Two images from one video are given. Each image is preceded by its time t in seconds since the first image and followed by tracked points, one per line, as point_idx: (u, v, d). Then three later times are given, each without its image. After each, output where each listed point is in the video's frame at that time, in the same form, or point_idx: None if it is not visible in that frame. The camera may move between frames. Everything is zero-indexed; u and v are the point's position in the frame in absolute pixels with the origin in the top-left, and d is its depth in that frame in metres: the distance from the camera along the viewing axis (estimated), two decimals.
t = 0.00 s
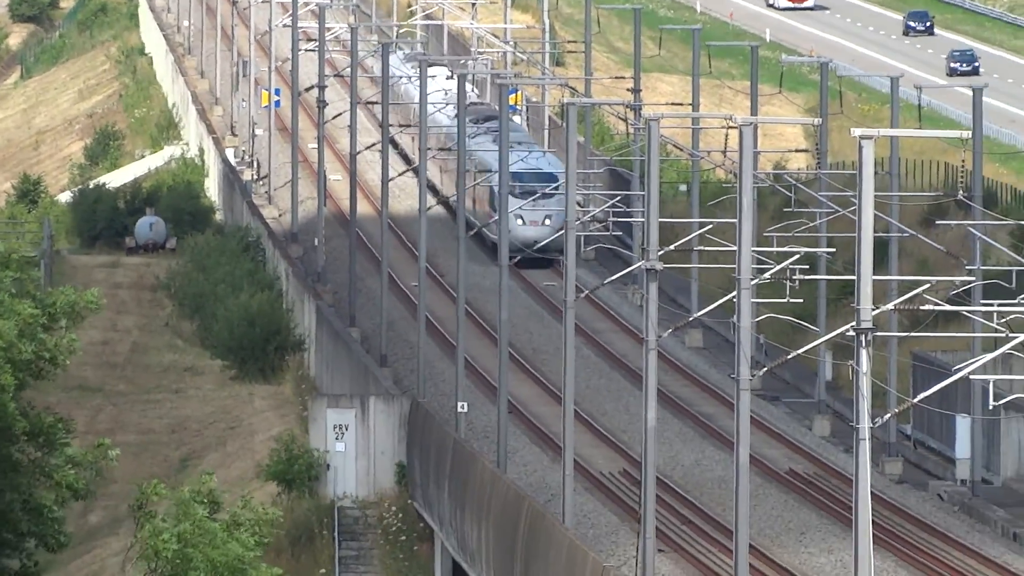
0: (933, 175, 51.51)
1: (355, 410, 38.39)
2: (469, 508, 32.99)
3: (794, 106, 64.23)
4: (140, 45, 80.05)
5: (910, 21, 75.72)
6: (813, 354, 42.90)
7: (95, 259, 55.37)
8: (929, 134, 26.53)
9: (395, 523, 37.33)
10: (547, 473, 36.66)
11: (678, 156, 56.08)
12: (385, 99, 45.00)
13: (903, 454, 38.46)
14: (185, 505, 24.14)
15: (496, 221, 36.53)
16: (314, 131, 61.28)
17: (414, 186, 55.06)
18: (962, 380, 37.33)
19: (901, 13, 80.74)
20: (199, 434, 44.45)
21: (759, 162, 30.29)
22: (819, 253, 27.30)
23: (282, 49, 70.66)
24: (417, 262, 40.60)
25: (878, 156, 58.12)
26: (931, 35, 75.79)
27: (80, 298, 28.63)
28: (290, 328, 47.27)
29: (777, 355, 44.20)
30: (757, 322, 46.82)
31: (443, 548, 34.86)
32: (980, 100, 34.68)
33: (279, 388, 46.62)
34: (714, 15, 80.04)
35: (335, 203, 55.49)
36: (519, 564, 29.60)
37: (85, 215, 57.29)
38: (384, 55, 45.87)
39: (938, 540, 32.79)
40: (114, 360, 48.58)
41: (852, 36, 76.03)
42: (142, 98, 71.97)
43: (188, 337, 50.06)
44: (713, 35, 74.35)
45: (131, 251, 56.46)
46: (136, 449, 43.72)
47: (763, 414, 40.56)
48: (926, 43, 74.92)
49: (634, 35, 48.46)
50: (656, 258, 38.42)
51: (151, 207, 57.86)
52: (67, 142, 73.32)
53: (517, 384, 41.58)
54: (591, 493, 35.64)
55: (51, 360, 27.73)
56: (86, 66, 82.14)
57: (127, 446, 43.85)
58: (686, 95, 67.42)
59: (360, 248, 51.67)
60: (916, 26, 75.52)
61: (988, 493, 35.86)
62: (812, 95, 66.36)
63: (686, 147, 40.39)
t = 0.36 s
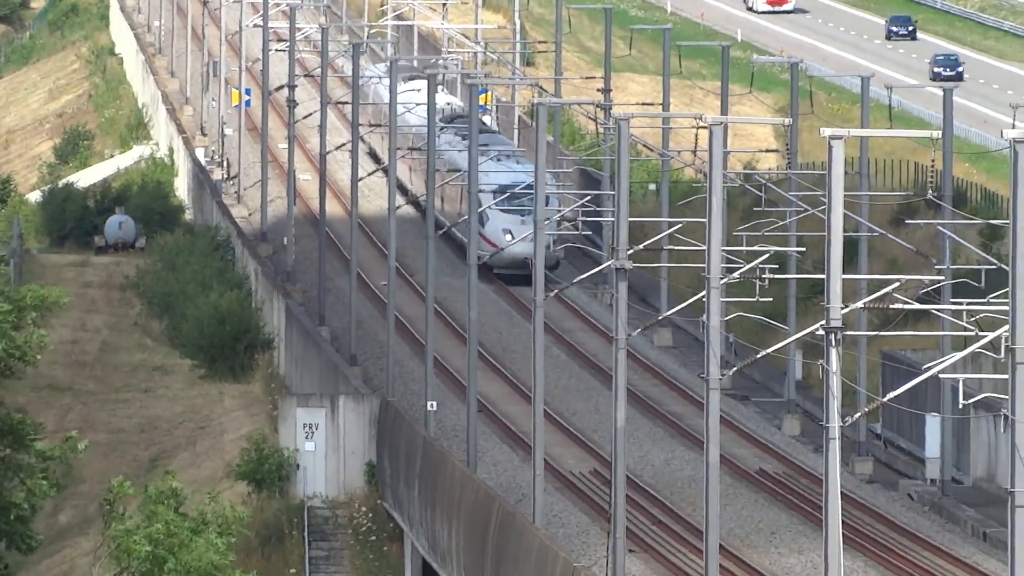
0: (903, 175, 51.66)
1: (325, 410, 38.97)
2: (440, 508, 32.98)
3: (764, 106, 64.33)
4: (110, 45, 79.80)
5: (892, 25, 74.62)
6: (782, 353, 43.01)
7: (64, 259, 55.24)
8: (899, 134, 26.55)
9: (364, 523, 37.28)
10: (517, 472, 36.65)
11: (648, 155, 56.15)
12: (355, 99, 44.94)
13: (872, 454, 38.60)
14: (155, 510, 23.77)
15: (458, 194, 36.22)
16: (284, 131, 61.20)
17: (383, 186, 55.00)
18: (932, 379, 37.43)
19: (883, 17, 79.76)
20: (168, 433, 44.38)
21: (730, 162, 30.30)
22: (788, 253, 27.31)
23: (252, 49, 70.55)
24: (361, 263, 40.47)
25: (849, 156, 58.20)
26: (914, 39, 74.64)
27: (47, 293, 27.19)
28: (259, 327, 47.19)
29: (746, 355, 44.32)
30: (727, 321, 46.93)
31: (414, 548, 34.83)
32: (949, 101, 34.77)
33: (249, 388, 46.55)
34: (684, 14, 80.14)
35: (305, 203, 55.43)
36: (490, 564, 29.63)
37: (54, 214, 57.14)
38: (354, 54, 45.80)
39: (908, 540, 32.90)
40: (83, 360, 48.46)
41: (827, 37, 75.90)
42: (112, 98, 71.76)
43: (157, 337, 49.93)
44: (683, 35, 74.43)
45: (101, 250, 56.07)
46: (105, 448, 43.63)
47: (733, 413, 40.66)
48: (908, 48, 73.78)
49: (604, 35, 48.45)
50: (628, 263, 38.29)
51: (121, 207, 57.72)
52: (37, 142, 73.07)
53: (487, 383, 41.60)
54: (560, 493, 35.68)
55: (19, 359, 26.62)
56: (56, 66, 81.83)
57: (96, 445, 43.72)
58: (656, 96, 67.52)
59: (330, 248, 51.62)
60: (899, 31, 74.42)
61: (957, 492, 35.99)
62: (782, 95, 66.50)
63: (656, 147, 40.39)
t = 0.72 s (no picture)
0: (871, 174, 51.93)
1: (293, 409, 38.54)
2: (408, 508, 33.07)
3: (732, 106, 64.56)
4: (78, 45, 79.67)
5: (871, 28, 73.90)
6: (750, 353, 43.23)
7: (32, 259, 55.22)
8: (866, 136, 26.67)
9: (333, 523, 37.35)
10: (486, 472, 36.74)
11: (616, 155, 56.30)
12: (323, 99, 44.95)
13: (841, 453, 38.82)
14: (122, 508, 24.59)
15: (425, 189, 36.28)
16: (253, 130, 61.21)
17: (352, 185, 55.03)
18: (900, 380, 37.61)
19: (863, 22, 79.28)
20: (137, 433, 44.40)
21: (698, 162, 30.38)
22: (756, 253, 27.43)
23: (220, 48, 70.55)
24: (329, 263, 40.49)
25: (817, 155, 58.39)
26: (893, 43, 73.91)
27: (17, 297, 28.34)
28: (228, 327, 47.18)
29: (715, 354, 44.52)
30: (695, 321, 47.09)
31: (382, 548, 34.91)
32: (916, 101, 34.90)
33: (218, 387, 46.57)
34: (652, 14, 80.32)
35: (273, 203, 55.45)
36: (457, 563, 29.75)
37: (22, 213, 57.10)
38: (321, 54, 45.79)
39: (875, 540, 33.14)
40: (52, 360, 48.43)
41: (795, 37, 76.14)
42: (80, 97, 71.64)
43: (126, 336, 49.90)
44: (651, 35, 74.66)
45: (69, 249, 56.48)
46: (73, 448, 43.64)
47: (702, 413, 40.84)
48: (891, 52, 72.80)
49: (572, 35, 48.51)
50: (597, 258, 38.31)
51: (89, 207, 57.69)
52: (5, 141, 72.91)
53: (455, 383, 41.68)
54: (529, 493, 35.77)
55: None
56: (23, 65, 81.61)
57: (64, 445, 43.71)
58: (624, 95, 67.74)
59: (299, 247, 51.64)
60: (878, 34, 73.65)
61: (925, 492, 36.20)
62: (749, 94, 66.75)
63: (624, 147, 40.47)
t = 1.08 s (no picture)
0: (844, 176, 52.11)
1: (266, 411, 38.40)
2: (380, 510, 33.13)
3: (705, 107, 64.76)
4: (51, 47, 79.55)
5: (856, 35, 72.82)
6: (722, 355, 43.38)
7: (5, 261, 55.16)
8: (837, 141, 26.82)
9: (305, 524, 37.36)
10: (459, 474, 36.79)
11: (590, 156, 56.47)
12: (297, 100, 44.88)
13: (813, 455, 38.98)
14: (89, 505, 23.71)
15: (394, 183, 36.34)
16: (226, 132, 61.23)
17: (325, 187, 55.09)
18: (872, 381, 37.77)
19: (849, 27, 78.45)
20: (110, 435, 44.40)
21: (671, 164, 30.43)
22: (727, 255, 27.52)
23: (195, 51, 70.55)
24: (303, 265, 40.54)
25: (790, 157, 58.58)
26: (878, 50, 72.93)
27: None
28: (201, 328, 47.19)
29: (687, 356, 44.65)
30: (668, 323, 47.23)
31: (354, 550, 34.98)
32: (889, 102, 35.06)
33: (191, 389, 46.58)
34: (625, 16, 80.46)
35: (247, 205, 55.47)
36: (429, 565, 29.83)
37: None
38: (295, 56, 45.75)
39: (847, 541, 33.31)
40: (25, 362, 48.40)
41: (769, 39, 76.37)
42: (55, 99, 71.52)
43: (99, 338, 49.92)
44: (624, 37, 74.85)
45: (43, 251, 56.44)
46: (46, 450, 43.62)
47: (674, 415, 40.97)
48: (874, 58, 72.19)
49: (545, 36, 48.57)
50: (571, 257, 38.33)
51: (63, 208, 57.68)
52: None
53: (428, 385, 41.71)
54: (502, 495, 35.83)
55: None
56: None
57: (37, 447, 43.68)
58: (598, 97, 67.89)
59: (272, 250, 51.65)
60: (863, 41, 72.60)
61: (897, 493, 36.37)
62: (722, 96, 66.97)
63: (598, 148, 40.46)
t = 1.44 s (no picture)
0: (821, 177, 52.19)
1: (242, 413, 38.41)
2: (355, 511, 33.06)
3: (681, 108, 64.81)
4: (28, 47, 79.40)
5: (845, 40, 72.22)
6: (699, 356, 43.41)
7: None
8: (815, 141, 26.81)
9: (281, 525, 37.29)
10: (435, 475, 36.75)
11: (566, 157, 56.51)
12: (274, 101, 44.76)
13: (789, 456, 39.04)
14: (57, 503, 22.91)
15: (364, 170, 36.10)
16: (203, 133, 61.17)
17: (302, 188, 55.03)
18: (848, 382, 37.82)
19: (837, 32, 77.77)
20: (87, 436, 44.34)
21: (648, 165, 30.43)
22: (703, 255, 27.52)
23: (171, 51, 70.48)
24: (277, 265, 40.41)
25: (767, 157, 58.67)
26: (868, 56, 72.31)
27: None
28: (177, 328, 47.03)
29: (664, 358, 44.67)
30: (645, 325, 47.22)
31: (329, 551, 34.91)
32: (865, 104, 35.07)
33: (167, 390, 46.55)
34: (602, 17, 80.51)
35: (223, 206, 55.41)
36: (404, 566, 29.79)
37: None
38: (271, 57, 45.63)
39: (821, 542, 33.39)
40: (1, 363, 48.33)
41: (746, 40, 76.45)
42: (31, 99, 71.38)
43: (76, 339, 49.91)
44: (601, 38, 74.86)
45: (19, 252, 56.33)
46: (23, 451, 43.56)
47: (650, 416, 41.00)
48: (863, 64, 71.60)
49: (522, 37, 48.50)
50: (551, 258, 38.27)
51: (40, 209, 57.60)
52: None
53: (405, 385, 41.65)
54: (477, 495, 35.83)
55: None
56: None
57: (14, 448, 43.63)
58: (574, 98, 67.95)
59: (249, 250, 51.60)
60: (852, 46, 71.98)
61: (872, 493, 36.45)
62: (699, 97, 67.06)
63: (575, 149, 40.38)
